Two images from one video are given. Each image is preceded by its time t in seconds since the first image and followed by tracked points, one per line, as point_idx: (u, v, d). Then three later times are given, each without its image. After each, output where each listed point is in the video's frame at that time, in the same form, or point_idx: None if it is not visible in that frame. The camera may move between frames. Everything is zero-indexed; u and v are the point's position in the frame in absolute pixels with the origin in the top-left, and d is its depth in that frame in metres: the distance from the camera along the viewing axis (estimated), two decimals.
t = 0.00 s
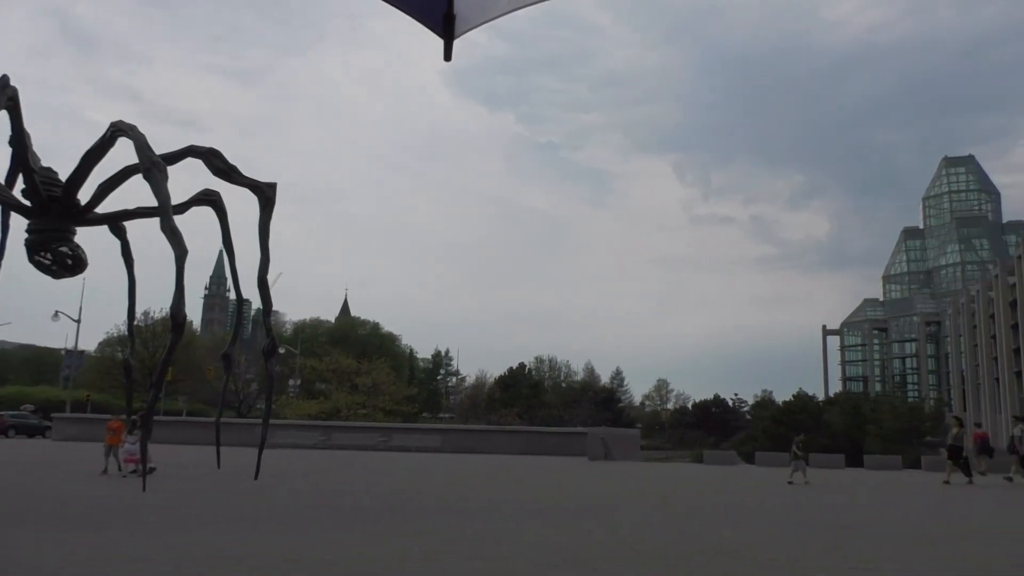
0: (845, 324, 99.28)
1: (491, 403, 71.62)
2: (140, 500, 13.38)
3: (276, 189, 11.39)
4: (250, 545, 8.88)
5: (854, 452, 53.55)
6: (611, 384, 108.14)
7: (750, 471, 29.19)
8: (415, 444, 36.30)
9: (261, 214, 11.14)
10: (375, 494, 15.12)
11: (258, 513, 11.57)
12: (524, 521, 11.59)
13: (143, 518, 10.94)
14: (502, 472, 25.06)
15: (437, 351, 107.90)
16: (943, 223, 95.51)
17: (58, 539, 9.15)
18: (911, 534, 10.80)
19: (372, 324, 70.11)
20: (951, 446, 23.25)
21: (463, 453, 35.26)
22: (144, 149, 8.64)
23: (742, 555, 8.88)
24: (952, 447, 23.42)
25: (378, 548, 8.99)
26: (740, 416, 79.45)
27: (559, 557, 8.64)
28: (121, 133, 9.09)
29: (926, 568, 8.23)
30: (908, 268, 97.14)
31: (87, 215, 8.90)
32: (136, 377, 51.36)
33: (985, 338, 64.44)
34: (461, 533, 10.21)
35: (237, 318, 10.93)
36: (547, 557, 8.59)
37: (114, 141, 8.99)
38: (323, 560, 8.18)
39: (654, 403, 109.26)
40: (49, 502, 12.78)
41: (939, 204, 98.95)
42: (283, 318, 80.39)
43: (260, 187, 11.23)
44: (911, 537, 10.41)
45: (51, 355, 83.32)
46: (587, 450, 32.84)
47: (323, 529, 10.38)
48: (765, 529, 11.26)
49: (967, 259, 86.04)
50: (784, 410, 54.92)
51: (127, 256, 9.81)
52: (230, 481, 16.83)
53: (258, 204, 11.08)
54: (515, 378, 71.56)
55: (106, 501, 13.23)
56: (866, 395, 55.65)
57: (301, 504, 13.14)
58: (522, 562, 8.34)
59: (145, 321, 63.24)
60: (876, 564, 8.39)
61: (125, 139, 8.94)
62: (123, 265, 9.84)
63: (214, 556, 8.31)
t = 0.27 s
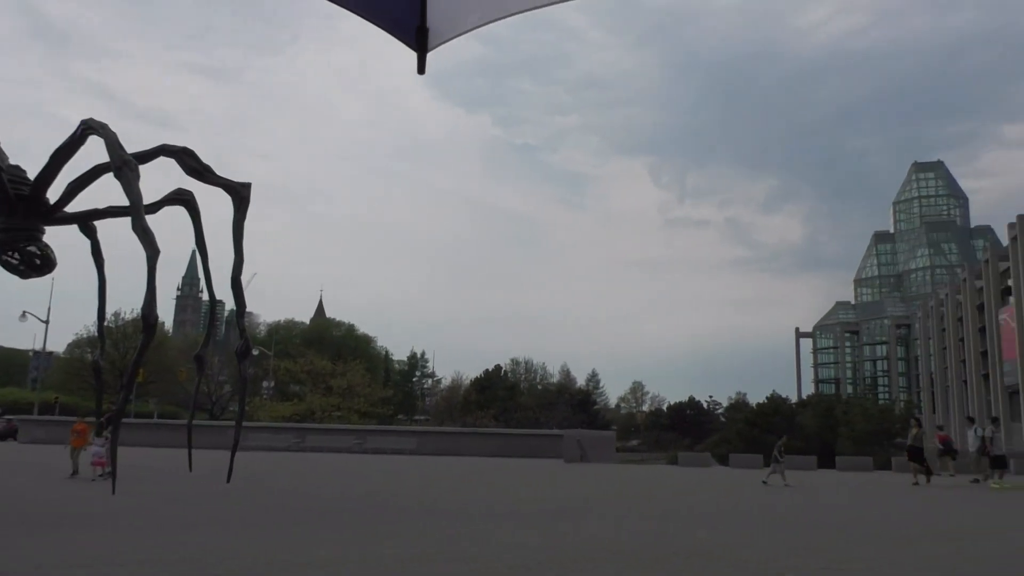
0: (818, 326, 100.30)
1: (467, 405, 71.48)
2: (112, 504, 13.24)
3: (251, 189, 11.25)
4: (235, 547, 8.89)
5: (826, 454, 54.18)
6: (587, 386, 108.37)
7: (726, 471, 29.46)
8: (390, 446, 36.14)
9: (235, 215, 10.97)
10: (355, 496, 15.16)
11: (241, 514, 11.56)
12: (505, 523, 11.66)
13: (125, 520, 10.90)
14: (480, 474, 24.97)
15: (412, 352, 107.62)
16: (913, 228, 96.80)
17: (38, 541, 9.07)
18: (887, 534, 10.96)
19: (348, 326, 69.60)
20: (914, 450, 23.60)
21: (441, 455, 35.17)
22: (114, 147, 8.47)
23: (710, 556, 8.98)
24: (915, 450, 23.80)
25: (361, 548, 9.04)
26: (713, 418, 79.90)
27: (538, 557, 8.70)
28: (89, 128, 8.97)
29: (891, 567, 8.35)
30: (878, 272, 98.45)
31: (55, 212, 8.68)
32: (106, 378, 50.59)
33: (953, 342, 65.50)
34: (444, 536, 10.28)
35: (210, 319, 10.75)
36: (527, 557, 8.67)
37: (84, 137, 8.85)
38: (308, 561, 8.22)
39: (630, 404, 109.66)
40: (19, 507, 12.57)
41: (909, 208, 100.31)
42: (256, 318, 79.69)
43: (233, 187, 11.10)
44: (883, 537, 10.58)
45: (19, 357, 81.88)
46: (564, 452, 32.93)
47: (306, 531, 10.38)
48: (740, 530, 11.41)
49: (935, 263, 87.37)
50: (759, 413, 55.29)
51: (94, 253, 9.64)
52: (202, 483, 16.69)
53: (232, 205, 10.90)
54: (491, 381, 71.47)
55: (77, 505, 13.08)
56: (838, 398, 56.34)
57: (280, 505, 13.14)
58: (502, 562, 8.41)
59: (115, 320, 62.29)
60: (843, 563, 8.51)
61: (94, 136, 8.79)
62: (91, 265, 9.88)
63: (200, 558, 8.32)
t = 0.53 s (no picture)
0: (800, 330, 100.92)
1: (451, 406, 71.40)
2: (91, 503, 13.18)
3: (234, 187, 11.18)
4: (221, 546, 8.90)
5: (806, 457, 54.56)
6: (570, 388, 108.50)
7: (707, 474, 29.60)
8: (373, 447, 36.06)
9: (218, 214, 10.87)
10: (342, 496, 15.19)
11: (229, 515, 11.53)
12: (492, 523, 11.75)
13: (113, 519, 10.86)
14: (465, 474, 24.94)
15: (396, 353, 107.46)
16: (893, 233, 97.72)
17: (24, 541, 9.04)
18: (867, 535, 11.16)
19: (332, 325, 69.33)
20: (885, 453, 23.84)
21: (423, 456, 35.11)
22: (96, 144, 8.38)
23: (686, 556, 9.10)
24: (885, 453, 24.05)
25: (353, 549, 9.08)
26: (695, 421, 80.66)
27: (529, 557, 8.82)
28: (72, 123, 8.88)
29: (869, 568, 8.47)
30: (860, 277, 99.21)
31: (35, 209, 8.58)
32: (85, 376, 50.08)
33: (932, 346, 66.16)
34: (430, 536, 10.33)
35: (192, 318, 10.66)
36: (517, 557, 8.78)
37: (66, 132, 8.75)
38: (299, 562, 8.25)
39: (612, 406, 109.90)
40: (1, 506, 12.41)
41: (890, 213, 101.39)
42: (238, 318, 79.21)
43: (216, 185, 11.02)
44: (867, 538, 10.74)
45: None
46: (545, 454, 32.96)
47: (297, 531, 10.42)
48: (724, 531, 11.58)
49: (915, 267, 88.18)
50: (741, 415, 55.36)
51: (74, 250, 9.54)
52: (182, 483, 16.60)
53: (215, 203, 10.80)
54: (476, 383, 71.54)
55: (58, 504, 13.00)
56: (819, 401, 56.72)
57: (265, 506, 13.12)
58: (492, 561, 8.49)
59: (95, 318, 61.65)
60: (822, 564, 8.60)
61: (77, 130, 8.70)
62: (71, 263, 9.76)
63: (192, 557, 8.35)
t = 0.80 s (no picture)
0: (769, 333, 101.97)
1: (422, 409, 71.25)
2: (57, 508, 13.01)
3: (204, 188, 11.08)
4: (196, 550, 8.91)
5: (775, 459, 55.19)
6: (542, 391, 108.74)
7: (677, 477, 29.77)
8: (343, 452, 35.84)
9: (189, 216, 10.81)
10: (316, 501, 15.17)
11: (200, 520, 11.45)
12: (466, 527, 11.81)
13: (83, 526, 10.74)
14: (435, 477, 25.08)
15: (367, 357, 107.05)
16: (861, 238, 99.19)
17: None
18: (835, 536, 11.38)
19: (302, 328, 68.91)
20: (846, 455, 24.19)
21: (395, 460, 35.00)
22: (62, 143, 8.29)
23: (657, 558, 9.22)
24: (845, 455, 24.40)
25: (329, 553, 9.10)
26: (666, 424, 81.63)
27: (504, 560, 8.91)
28: (37, 123, 8.79)
29: (826, 567, 8.68)
30: (828, 282, 100.52)
31: None
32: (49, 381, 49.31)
33: (898, 350, 67.24)
34: (404, 539, 10.37)
35: (160, 321, 10.56)
36: (493, 560, 8.86)
37: (31, 132, 8.66)
38: (273, 566, 8.26)
39: (584, 409, 110.32)
40: None
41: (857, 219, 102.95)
42: (206, 320, 78.50)
43: (186, 187, 10.94)
44: (831, 539, 11.00)
45: None
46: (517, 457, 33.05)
47: (270, 534, 10.41)
48: (694, 532, 11.78)
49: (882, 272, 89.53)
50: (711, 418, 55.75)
51: (40, 252, 9.41)
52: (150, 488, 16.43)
53: (185, 204, 10.74)
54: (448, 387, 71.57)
55: (23, 509, 12.81)
56: (788, 404, 57.46)
57: (237, 511, 13.06)
58: (467, 565, 8.58)
59: (60, 321, 60.68)
60: (780, 564, 8.81)
61: (44, 129, 8.64)
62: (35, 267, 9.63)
63: (164, 562, 8.31)
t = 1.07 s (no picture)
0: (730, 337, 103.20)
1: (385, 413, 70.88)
2: (9, 514, 12.73)
3: (162, 188, 10.94)
4: (160, 554, 8.91)
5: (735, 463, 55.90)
6: (505, 394, 108.85)
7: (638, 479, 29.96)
8: (304, 455, 35.41)
9: (147, 215, 10.67)
10: (277, 505, 15.01)
11: (159, 525, 11.27)
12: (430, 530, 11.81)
13: (40, 531, 10.60)
14: (398, 480, 24.97)
15: (330, 359, 106.15)
16: (819, 244, 100.93)
17: None
18: (794, 537, 11.61)
19: (263, 331, 68.16)
20: (794, 455, 24.69)
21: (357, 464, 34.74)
22: (15, 138, 8.15)
23: (618, 559, 9.33)
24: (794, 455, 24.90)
25: (294, 555, 9.16)
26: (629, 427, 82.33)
27: (469, 562, 8.96)
28: None
29: (782, 566, 8.87)
30: (787, 286, 102.04)
31: None
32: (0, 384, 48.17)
33: (855, 354, 68.49)
34: (365, 543, 10.36)
35: (116, 322, 10.37)
36: (457, 561, 9.01)
37: None
38: (234, 569, 8.20)
39: (547, 412, 110.69)
40: None
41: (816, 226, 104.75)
42: (165, 322, 77.23)
43: (144, 185, 10.78)
44: (789, 540, 11.21)
45: None
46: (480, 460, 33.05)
47: (231, 538, 10.37)
48: (657, 533, 11.92)
49: (840, 278, 91.14)
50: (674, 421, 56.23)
51: None
52: (105, 493, 16.10)
53: (143, 203, 10.59)
54: (411, 390, 71.33)
55: None
56: (748, 407, 58.28)
57: (196, 515, 12.90)
58: (432, 567, 8.63)
59: (12, 322, 59.22)
60: (736, 565, 8.98)
61: None
62: None
63: (120, 568, 8.21)
